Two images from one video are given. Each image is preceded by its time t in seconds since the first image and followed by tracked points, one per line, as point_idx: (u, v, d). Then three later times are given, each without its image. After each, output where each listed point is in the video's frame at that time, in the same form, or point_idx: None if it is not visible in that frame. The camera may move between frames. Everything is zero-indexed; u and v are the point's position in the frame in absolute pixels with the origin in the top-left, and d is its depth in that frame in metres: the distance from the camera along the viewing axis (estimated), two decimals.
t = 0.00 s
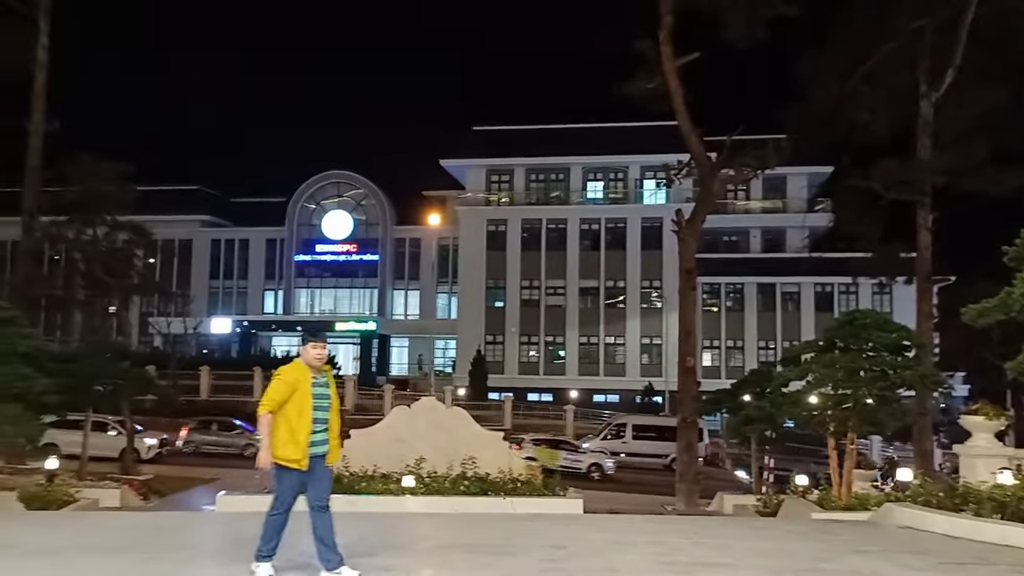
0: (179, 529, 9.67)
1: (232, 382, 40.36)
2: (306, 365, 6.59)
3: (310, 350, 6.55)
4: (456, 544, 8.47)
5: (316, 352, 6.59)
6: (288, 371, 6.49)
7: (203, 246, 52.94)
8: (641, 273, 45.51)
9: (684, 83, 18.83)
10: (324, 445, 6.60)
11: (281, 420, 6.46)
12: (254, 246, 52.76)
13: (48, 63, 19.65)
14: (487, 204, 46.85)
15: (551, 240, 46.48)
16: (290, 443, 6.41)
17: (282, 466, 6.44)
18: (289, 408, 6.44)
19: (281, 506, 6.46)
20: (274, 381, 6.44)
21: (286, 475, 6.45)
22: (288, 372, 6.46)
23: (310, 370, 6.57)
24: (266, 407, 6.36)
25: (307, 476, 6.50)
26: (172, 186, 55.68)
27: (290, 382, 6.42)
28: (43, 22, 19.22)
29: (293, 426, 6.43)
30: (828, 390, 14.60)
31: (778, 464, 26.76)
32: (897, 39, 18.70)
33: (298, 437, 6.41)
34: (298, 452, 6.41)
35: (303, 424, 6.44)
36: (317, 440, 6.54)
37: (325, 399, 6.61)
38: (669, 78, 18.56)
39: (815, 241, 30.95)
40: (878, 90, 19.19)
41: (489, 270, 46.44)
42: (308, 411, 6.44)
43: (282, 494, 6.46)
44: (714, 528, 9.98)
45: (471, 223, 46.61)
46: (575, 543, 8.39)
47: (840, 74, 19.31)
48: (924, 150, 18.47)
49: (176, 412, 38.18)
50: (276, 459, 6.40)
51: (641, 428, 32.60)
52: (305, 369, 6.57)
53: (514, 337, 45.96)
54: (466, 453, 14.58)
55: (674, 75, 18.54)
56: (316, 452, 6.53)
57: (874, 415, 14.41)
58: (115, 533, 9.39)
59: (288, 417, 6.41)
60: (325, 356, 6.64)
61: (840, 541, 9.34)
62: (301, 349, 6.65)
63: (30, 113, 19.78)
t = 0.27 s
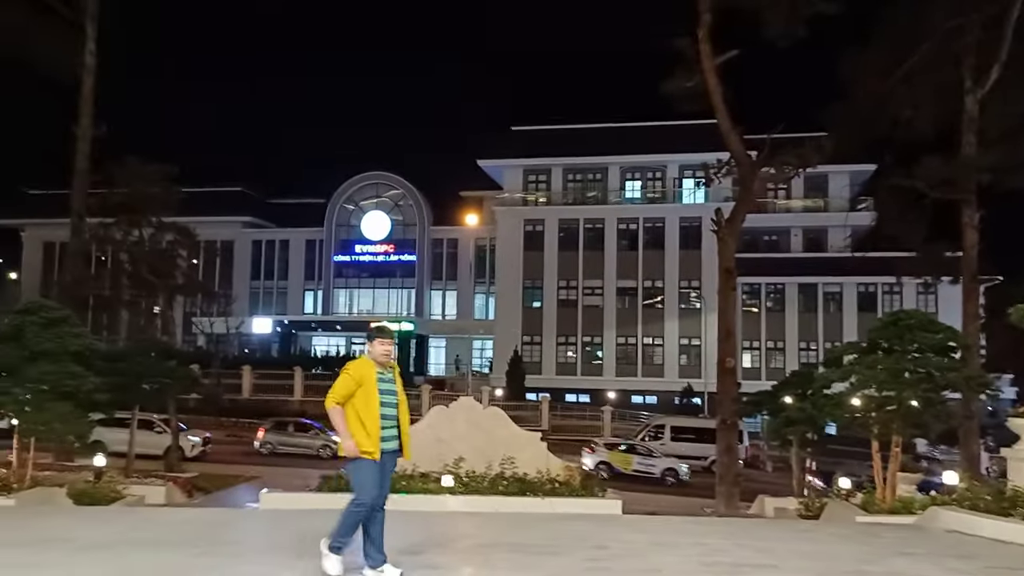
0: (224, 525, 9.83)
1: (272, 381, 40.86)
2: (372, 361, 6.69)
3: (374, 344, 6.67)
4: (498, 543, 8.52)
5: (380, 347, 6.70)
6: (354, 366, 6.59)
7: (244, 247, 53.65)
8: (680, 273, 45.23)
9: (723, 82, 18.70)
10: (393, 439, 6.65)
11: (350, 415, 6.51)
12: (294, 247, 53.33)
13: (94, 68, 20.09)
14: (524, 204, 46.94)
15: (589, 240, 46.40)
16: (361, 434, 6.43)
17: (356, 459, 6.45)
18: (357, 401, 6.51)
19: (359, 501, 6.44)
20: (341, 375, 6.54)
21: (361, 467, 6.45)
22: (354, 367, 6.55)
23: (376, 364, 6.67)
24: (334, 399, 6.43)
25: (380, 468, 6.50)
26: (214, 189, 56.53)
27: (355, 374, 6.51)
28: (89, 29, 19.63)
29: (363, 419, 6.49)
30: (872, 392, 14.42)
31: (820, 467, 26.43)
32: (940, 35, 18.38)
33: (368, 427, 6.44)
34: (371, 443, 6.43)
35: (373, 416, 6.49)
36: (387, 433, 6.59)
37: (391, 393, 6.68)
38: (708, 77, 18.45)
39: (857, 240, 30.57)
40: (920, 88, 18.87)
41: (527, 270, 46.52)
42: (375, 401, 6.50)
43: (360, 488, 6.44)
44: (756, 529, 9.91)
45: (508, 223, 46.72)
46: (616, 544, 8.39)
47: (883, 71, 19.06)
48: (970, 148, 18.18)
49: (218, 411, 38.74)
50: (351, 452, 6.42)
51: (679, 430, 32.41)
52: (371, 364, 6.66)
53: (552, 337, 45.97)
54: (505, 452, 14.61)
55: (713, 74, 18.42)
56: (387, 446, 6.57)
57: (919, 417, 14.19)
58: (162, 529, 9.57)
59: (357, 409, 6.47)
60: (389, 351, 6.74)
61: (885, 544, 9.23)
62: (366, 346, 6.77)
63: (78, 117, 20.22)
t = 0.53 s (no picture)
0: (254, 521, 9.97)
1: (300, 380, 41.25)
2: (420, 360, 6.74)
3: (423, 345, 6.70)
4: (524, 541, 8.59)
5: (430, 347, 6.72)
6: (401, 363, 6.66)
7: (273, 248, 54.16)
8: (707, 274, 45.01)
9: (751, 81, 18.64)
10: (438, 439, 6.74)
11: (394, 410, 6.65)
12: (322, 248, 53.73)
13: (127, 71, 20.44)
14: (551, 205, 46.94)
15: (615, 241, 46.33)
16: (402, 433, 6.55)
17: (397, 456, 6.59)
18: (400, 398, 6.62)
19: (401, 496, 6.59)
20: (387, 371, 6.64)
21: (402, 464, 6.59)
22: (400, 365, 6.63)
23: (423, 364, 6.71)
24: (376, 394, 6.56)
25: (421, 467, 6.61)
26: (244, 190, 57.11)
27: (400, 373, 6.59)
28: (123, 33, 19.94)
29: (406, 416, 6.61)
30: (902, 393, 14.28)
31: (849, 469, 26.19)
32: (973, 33, 18.25)
33: (409, 427, 6.56)
34: (412, 442, 6.55)
35: (416, 415, 6.58)
36: (432, 433, 6.70)
37: (437, 394, 6.73)
38: (735, 76, 18.40)
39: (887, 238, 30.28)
40: (953, 87, 18.65)
41: (553, 271, 46.55)
42: (418, 402, 6.57)
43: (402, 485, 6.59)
44: (784, 530, 9.89)
45: (534, 224, 46.76)
46: (643, 543, 8.43)
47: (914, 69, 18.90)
48: (1002, 147, 17.97)
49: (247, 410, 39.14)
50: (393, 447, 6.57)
51: (706, 431, 32.28)
52: (419, 363, 6.73)
53: (578, 338, 45.97)
54: (531, 452, 14.66)
55: (740, 73, 18.38)
56: (431, 446, 6.68)
57: (951, 418, 14.01)
58: (193, 524, 9.75)
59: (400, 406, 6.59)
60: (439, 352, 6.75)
61: (914, 545, 9.18)
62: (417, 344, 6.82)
63: (112, 120, 20.54)
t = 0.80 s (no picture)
0: (270, 519, 10.07)
1: (315, 380, 41.47)
2: (453, 359, 6.75)
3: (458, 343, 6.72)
4: (538, 538, 8.65)
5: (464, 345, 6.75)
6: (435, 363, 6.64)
7: (288, 249, 54.45)
8: (721, 275, 44.94)
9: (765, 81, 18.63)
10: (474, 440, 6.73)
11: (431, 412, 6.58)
12: (336, 249, 53.96)
13: (146, 74, 20.69)
14: (565, 206, 46.96)
15: (630, 241, 46.32)
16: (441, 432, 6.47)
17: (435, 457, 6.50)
18: (437, 398, 6.57)
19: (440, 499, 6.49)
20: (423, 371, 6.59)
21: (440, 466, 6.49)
22: (436, 364, 6.61)
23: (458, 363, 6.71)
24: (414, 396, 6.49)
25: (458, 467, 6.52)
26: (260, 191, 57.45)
27: (437, 372, 6.56)
28: (141, 36, 20.17)
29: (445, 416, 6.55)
30: (918, 393, 14.25)
31: (865, 469, 26.08)
32: (989, 31, 18.08)
33: (450, 426, 6.49)
34: (454, 441, 6.47)
35: (455, 413, 6.55)
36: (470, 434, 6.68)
37: (472, 392, 6.73)
38: (749, 76, 18.37)
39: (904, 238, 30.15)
40: (969, 83, 18.58)
41: (567, 271, 46.60)
42: (457, 399, 6.55)
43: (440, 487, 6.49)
44: (798, 529, 9.91)
45: (548, 225, 46.81)
46: (657, 541, 8.46)
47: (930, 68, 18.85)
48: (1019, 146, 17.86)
49: (263, 409, 39.39)
50: (431, 448, 6.49)
51: (721, 431, 32.25)
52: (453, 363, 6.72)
53: (592, 338, 45.98)
54: (544, 451, 14.72)
55: (754, 73, 18.34)
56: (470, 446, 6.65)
57: (967, 419, 13.92)
58: (210, 521, 9.85)
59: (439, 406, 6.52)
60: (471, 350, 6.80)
61: (929, 545, 9.17)
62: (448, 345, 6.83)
63: (130, 123, 20.76)
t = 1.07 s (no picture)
0: (280, 516, 10.15)
1: (323, 380, 41.60)
2: (486, 357, 6.81)
3: (491, 343, 6.79)
4: (546, 536, 8.71)
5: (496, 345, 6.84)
6: (474, 361, 6.68)
7: (296, 249, 54.62)
8: (729, 275, 44.89)
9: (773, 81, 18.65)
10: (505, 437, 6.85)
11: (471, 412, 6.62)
12: (344, 249, 54.09)
13: (156, 75, 20.82)
14: (573, 206, 46.95)
15: (638, 241, 46.33)
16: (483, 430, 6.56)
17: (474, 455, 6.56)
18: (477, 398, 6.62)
19: (467, 499, 6.48)
20: (465, 370, 6.60)
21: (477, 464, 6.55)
22: (479, 364, 6.65)
23: (491, 363, 6.78)
24: (465, 396, 6.48)
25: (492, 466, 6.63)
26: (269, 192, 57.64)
27: (481, 372, 6.62)
28: (151, 37, 20.30)
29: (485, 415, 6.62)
30: (927, 393, 14.27)
31: (874, 470, 26.01)
32: (998, 30, 18.04)
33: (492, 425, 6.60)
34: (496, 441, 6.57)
35: (495, 413, 6.67)
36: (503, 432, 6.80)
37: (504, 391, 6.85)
38: (758, 76, 18.39)
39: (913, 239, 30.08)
40: (979, 82, 18.51)
41: (575, 271, 46.62)
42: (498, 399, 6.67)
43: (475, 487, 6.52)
44: (805, 528, 9.94)
45: (556, 225, 46.83)
46: (664, 539, 8.51)
47: (938, 68, 18.85)
48: None
49: (272, 409, 39.54)
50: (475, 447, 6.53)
51: (729, 432, 32.22)
52: (486, 361, 6.79)
53: (600, 339, 45.98)
54: (552, 451, 14.77)
55: (762, 72, 18.34)
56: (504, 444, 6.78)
57: (977, 420, 13.86)
58: (220, 517, 9.96)
59: (482, 405, 6.57)
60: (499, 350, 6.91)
61: (936, 544, 9.19)
62: (478, 342, 6.88)
63: (140, 124, 20.87)
